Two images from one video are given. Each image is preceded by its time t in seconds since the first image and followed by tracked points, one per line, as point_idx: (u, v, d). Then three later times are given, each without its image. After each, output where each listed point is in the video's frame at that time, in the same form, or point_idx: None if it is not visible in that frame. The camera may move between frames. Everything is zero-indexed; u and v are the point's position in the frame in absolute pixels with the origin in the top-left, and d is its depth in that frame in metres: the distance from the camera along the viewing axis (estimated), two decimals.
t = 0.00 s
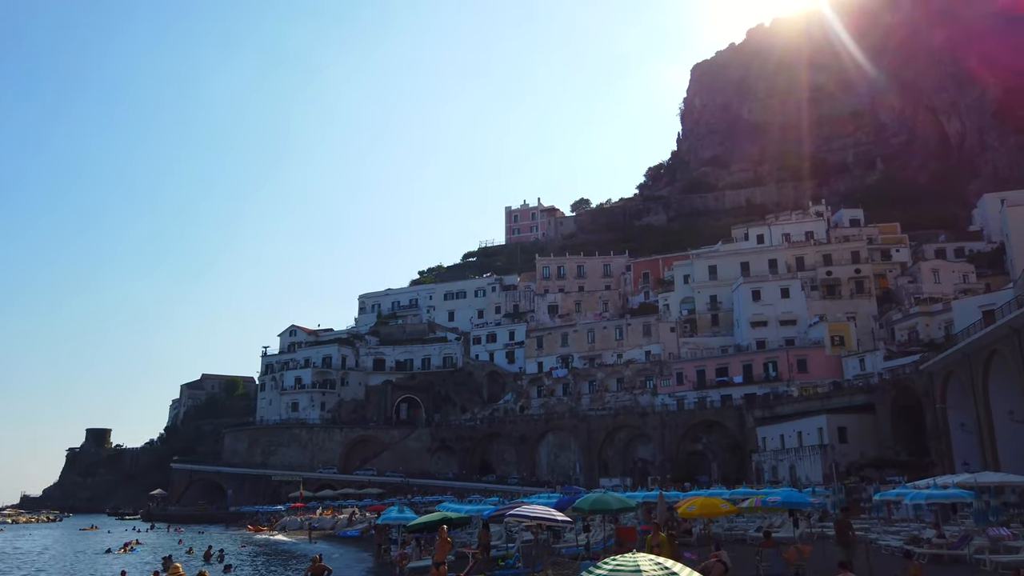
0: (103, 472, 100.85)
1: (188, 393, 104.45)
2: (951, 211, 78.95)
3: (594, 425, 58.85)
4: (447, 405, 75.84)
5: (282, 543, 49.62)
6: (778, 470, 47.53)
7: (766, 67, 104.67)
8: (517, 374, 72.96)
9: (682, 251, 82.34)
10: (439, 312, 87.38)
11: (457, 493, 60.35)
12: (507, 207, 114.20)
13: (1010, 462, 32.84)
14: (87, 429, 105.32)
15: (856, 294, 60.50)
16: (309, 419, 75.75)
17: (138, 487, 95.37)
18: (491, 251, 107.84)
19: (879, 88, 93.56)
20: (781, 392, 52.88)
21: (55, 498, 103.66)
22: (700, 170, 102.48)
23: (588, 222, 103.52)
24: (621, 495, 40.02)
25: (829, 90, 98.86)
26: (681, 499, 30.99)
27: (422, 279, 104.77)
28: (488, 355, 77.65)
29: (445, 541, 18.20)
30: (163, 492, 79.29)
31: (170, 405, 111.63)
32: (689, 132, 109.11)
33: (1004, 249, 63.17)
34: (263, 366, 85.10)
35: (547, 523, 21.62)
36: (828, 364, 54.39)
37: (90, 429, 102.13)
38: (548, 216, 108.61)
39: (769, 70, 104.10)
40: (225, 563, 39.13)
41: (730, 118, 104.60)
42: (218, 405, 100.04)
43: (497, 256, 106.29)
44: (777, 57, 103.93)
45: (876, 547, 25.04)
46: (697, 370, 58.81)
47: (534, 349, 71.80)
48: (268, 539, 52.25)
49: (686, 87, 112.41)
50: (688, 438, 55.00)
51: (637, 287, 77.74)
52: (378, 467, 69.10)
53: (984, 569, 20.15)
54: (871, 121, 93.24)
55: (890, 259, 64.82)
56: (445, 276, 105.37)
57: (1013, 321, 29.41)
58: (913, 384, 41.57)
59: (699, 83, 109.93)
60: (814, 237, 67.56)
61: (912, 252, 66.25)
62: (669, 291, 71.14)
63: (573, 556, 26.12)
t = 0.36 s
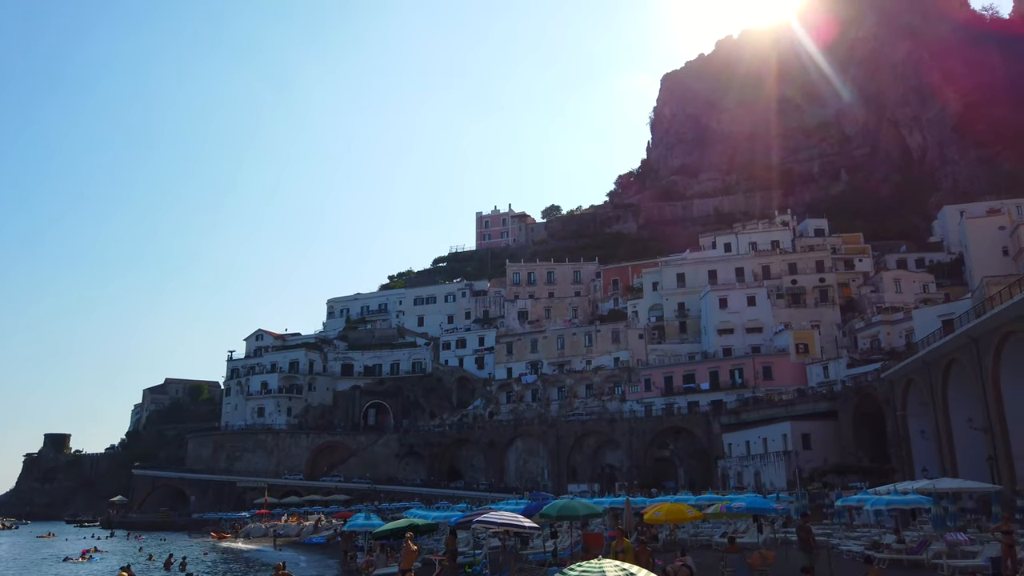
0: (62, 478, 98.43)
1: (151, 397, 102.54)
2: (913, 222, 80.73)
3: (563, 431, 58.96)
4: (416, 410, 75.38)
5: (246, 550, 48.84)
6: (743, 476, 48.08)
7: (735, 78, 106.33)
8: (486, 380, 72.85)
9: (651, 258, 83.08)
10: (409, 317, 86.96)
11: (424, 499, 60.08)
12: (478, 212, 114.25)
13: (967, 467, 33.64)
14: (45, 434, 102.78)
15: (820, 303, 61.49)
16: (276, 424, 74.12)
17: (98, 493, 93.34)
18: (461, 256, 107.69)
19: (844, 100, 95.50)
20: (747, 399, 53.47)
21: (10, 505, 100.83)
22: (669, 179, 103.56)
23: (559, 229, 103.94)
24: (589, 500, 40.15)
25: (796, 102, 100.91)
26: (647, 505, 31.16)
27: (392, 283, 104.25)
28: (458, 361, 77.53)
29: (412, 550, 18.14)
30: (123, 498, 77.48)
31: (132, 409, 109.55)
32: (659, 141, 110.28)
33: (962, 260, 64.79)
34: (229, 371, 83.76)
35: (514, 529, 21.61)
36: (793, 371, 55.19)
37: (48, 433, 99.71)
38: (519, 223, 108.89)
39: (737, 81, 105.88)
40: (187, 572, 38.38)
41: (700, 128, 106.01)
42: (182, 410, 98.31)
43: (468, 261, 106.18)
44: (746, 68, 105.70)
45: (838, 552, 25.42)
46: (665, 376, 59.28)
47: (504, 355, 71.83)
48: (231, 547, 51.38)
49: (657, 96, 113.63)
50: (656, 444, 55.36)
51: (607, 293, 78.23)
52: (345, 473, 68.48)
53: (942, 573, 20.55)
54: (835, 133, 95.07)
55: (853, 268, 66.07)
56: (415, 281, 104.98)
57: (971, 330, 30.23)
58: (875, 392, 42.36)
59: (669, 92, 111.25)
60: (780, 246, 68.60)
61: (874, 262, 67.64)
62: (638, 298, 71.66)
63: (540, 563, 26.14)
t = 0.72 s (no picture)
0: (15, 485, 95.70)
1: (110, 403, 100.34)
2: (873, 233, 82.45)
3: (530, 437, 58.98)
4: (383, 416, 74.30)
5: (207, 558, 47.94)
6: (708, 483, 48.54)
7: (703, 89, 107.95)
8: (454, 386, 72.61)
9: (619, 266, 83.73)
10: (376, 323, 86.45)
11: (389, 506, 59.65)
12: (447, 218, 114.11)
13: (924, 473, 34.34)
14: None
15: (784, 312, 62.44)
16: (239, 430, 72.89)
17: (53, 500, 90.93)
18: (430, 262, 107.35)
19: (808, 113, 97.42)
20: (712, 406, 54.00)
21: None
22: (638, 187, 104.52)
23: (529, 236, 104.20)
24: (555, 507, 40.19)
25: (762, 114, 102.60)
26: (613, 511, 31.28)
27: (360, 288, 103.56)
28: (426, 366, 77.26)
29: (376, 557, 18.05)
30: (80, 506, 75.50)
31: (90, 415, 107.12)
32: (628, 150, 111.33)
33: (921, 271, 66.38)
34: (192, 376, 82.34)
35: (480, 536, 21.58)
36: (757, 379, 55.98)
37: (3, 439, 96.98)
38: (488, 229, 108.98)
39: (705, 93, 107.51)
40: None
41: (668, 138, 107.31)
42: (142, 417, 96.25)
43: (436, 266, 105.88)
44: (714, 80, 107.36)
45: (799, 558, 25.77)
46: (631, 384, 59.68)
47: (472, 361, 71.78)
48: (191, 555, 50.40)
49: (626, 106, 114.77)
50: (622, 451, 55.68)
51: (575, 300, 78.65)
52: (310, 480, 67.67)
53: None
54: (800, 145, 96.92)
55: (816, 278, 67.20)
56: (383, 286, 104.42)
57: (928, 340, 30.92)
58: (836, 400, 43.13)
59: (638, 101, 112.43)
60: (745, 256, 69.58)
61: (836, 272, 69.01)
62: (606, 306, 72.10)
63: (506, 569, 26.11)
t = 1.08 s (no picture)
0: None
1: (67, 407, 97.90)
2: (835, 243, 83.97)
3: (497, 442, 58.91)
4: (348, 422, 73.91)
5: (165, 566, 46.91)
6: (672, 489, 48.98)
7: (670, 99, 109.23)
8: (421, 392, 72.22)
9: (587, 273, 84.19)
10: (343, 327, 85.72)
11: (354, 512, 59.10)
12: (416, 223, 113.78)
13: (882, 480, 35.02)
14: None
15: (747, 320, 63.26)
16: (200, 436, 71.67)
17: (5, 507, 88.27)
18: (399, 267, 106.84)
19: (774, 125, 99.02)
20: (677, 413, 54.51)
21: None
22: (606, 195, 105.38)
23: (497, 242, 104.24)
24: (520, 513, 40.15)
25: (728, 125, 104.12)
26: (579, 517, 31.34)
27: (326, 293, 102.67)
28: (392, 372, 76.79)
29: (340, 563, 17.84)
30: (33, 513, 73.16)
31: (46, 420, 104.38)
32: (597, 158, 112.20)
33: (881, 281, 67.73)
34: (153, 380, 80.72)
35: (445, 543, 21.42)
36: (721, 386, 56.63)
37: None
38: (457, 234, 108.92)
39: (673, 102, 108.83)
40: None
41: (637, 147, 108.48)
42: (100, 421, 93.99)
43: (405, 271, 105.42)
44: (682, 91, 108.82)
45: (760, 563, 26.10)
46: (598, 390, 60.01)
47: (439, 366, 71.43)
48: (149, 563, 49.26)
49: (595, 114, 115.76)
50: (588, 457, 55.89)
51: (543, 306, 78.83)
52: (273, 486, 66.81)
53: None
54: (765, 156, 98.47)
55: (780, 287, 68.29)
56: (351, 290, 103.63)
57: (887, 349, 31.59)
58: (798, 407, 43.86)
59: (607, 110, 113.46)
60: (711, 264, 70.45)
61: (799, 281, 70.15)
62: (574, 312, 72.40)
63: None
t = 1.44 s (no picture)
0: None
1: (22, 410, 95.38)
2: (799, 252, 85.32)
3: (464, 447, 58.74)
4: (313, 427, 73.13)
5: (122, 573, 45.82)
6: (637, 494, 49.37)
7: (640, 108, 110.29)
8: (388, 396, 71.74)
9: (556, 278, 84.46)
10: (309, 331, 84.80)
11: (318, 518, 58.47)
12: (385, 226, 113.28)
13: (843, 486, 35.64)
14: None
15: (713, 327, 63.97)
16: (161, 440, 70.25)
17: None
18: (367, 270, 106.14)
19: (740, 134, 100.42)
20: (643, 418, 54.94)
21: None
22: (576, 202, 106.01)
23: (466, 246, 104.07)
24: (486, 518, 40.05)
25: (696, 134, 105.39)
26: (545, 522, 31.31)
27: (293, 295, 101.56)
28: (359, 376, 76.22)
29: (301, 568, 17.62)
30: None
31: None
32: (567, 164, 112.84)
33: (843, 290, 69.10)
34: (112, 383, 79.05)
35: (410, 549, 21.30)
36: (687, 392, 57.21)
37: None
38: (426, 238, 108.72)
39: (642, 111, 109.94)
40: None
41: (606, 155, 109.39)
42: (56, 424, 91.60)
43: (373, 275, 104.76)
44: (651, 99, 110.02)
45: (722, 567, 26.35)
46: (565, 396, 60.25)
47: (406, 370, 71.14)
48: (105, 570, 48.03)
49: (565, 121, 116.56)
50: (555, 462, 55.95)
51: (512, 311, 78.88)
52: (235, 492, 65.82)
53: None
54: (732, 165, 99.86)
55: (745, 295, 69.22)
56: (318, 293, 102.68)
57: (848, 357, 32.24)
58: (762, 413, 44.53)
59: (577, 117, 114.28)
60: (678, 271, 71.19)
61: (764, 289, 71.23)
62: (542, 317, 72.60)
63: None
